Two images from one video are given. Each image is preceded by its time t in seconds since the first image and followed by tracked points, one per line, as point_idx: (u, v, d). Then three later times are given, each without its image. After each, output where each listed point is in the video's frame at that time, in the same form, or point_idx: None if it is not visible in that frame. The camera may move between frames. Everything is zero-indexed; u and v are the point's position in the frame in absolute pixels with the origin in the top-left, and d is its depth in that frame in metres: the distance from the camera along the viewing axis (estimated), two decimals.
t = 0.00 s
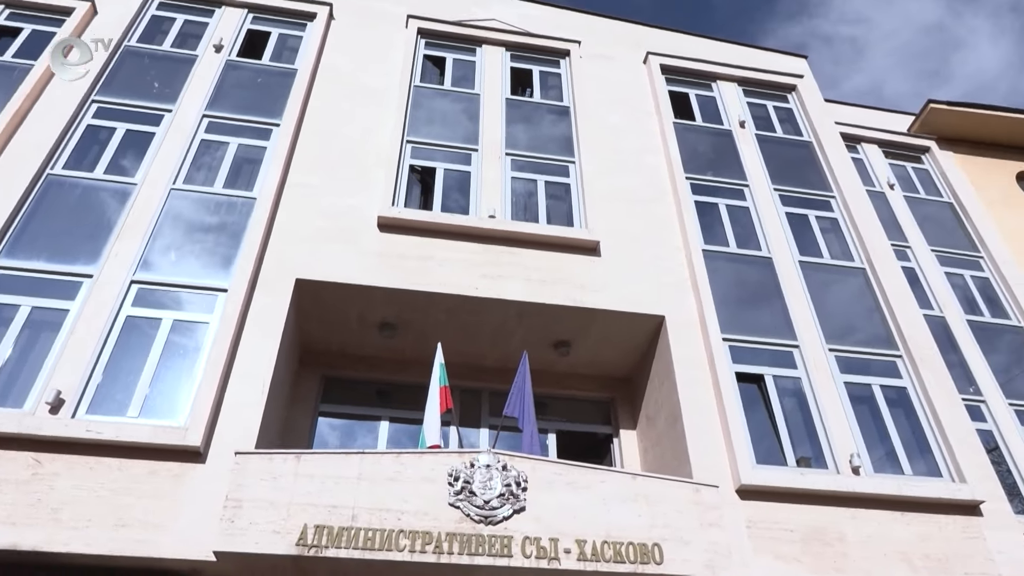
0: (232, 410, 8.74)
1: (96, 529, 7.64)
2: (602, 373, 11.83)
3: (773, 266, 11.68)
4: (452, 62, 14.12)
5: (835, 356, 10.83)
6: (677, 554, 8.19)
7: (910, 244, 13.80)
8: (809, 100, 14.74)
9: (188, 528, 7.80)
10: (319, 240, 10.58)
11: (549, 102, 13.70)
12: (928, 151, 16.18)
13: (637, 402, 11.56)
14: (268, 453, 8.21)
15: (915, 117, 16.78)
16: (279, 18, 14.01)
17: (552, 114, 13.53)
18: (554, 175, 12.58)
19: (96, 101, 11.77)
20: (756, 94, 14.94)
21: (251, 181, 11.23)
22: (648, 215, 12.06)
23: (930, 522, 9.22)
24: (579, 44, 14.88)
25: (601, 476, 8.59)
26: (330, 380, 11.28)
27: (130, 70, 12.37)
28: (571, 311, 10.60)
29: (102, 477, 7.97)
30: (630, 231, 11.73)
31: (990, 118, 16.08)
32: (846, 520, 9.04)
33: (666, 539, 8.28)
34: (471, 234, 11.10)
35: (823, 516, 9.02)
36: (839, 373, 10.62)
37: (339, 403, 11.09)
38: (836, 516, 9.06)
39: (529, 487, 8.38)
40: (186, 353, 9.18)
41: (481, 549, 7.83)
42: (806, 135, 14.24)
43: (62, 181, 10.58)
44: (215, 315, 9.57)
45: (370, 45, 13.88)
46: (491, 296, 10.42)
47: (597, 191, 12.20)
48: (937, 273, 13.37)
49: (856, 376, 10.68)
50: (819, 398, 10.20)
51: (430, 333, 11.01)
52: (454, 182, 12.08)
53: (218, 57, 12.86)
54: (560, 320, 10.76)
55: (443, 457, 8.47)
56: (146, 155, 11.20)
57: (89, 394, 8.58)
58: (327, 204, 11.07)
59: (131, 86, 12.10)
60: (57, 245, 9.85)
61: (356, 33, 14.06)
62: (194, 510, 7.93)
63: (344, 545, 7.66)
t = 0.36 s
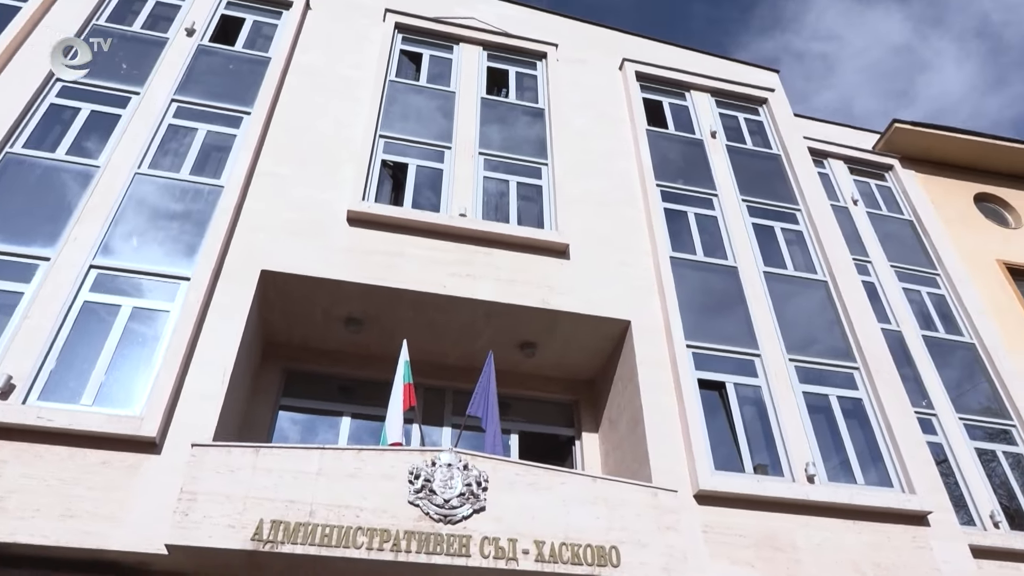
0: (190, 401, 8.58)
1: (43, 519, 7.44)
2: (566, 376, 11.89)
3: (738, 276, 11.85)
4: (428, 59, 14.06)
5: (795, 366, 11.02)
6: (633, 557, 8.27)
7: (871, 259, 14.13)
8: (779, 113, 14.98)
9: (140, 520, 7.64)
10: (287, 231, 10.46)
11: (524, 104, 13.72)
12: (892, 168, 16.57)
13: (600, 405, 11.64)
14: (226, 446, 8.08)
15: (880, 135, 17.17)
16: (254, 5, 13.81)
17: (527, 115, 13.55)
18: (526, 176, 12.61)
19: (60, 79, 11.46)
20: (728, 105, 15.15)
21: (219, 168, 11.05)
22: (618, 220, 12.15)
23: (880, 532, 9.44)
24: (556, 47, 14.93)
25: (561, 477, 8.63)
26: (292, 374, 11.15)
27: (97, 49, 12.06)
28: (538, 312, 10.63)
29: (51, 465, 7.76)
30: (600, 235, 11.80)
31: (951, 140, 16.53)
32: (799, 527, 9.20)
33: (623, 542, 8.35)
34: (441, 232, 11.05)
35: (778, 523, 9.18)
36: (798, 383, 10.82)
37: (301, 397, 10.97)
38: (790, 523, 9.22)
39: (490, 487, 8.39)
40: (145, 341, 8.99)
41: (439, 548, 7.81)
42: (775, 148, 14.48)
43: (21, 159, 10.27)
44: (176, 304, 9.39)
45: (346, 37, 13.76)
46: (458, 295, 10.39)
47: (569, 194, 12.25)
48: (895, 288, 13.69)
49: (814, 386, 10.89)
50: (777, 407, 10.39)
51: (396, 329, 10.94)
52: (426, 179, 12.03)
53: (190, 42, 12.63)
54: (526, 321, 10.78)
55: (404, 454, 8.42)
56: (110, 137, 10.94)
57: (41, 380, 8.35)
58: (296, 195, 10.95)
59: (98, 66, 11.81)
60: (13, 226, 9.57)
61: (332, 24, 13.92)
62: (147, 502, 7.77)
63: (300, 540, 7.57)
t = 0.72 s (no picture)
0: (148, 391, 8.41)
1: None
2: (532, 377, 11.92)
3: (705, 283, 12.00)
4: (404, 55, 13.98)
5: (757, 374, 11.19)
6: (592, 559, 8.33)
7: (834, 271, 14.42)
8: (750, 125, 15.22)
9: (92, 513, 7.46)
10: (254, 222, 10.31)
11: (499, 104, 13.72)
12: (857, 183, 16.93)
13: (564, 407, 11.70)
14: (184, 439, 7.93)
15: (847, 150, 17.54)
16: None
17: (501, 116, 13.55)
18: (499, 176, 12.61)
19: (24, 57, 11.13)
20: (701, 115, 15.34)
21: (186, 156, 10.85)
22: (589, 224, 12.22)
23: (833, 538, 9.64)
24: (533, 49, 14.97)
25: (524, 479, 8.64)
26: (255, 367, 10.99)
27: (64, 28, 11.74)
28: (505, 313, 10.63)
29: None
30: (570, 238, 11.85)
31: (914, 158, 16.95)
32: (755, 533, 9.35)
33: (582, 544, 8.40)
34: (412, 229, 11.00)
35: (735, 528, 9.31)
36: (759, 390, 10.99)
37: (263, 391, 10.81)
38: (746, 528, 9.36)
39: (452, 486, 8.37)
40: (103, 330, 8.79)
41: (398, 547, 7.76)
42: (744, 159, 14.70)
43: None
44: (137, 292, 9.20)
45: (322, 29, 13.61)
46: (426, 293, 10.35)
47: (541, 196, 12.28)
48: (856, 301, 14.00)
49: (775, 395, 11.07)
50: (739, 414, 10.54)
51: (362, 325, 10.86)
52: (397, 175, 11.96)
53: (160, 26, 12.37)
54: (494, 321, 10.78)
55: (366, 452, 8.36)
56: (74, 119, 10.67)
57: None
58: (265, 186, 10.80)
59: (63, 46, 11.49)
60: None
61: (308, 14, 13.76)
62: (100, 494, 7.59)
63: (257, 537, 7.46)
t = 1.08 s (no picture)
0: (114, 384, 8.26)
1: None
2: (505, 378, 11.92)
3: (679, 289, 12.11)
4: (386, 51, 13.91)
5: (728, 380, 11.31)
6: (560, 561, 8.35)
7: (806, 281, 14.62)
8: (728, 134, 15.38)
9: (52, 506, 7.31)
10: (229, 215, 10.18)
11: (479, 104, 13.71)
12: (830, 195, 17.20)
13: (537, 409, 11.73)
14: (150, 432, 7.80)
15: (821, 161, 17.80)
16: None
17: (482, 115, 13.54)
18: (478, 176, 12.59)
19: None
20: (680, 122, 15.48)
21: (160, 145, 10.69)
22: (566, 227, 12.26)
23: (798, 544, 9.77)
24: (515, 50, 14.98)
25: (494, 479, 8.64)
26: (225, 361, 10.85)
27: (37, 11, 11.47)
28: (480, 313, 10.63)
29: None
30: (547, 241, 11.88)
31: (885, 172, 17.26)
32: (722, 537, 9.44)
33: (551, 546, 8.42)
34: (388, 226, 10.94)
35: (702, 532, 9.40)
36: (730, 396, 11.10)
37: (233, 386, 10.68)
38: (713, 532, 9.45)
39: (421, 485, 8.33)
40: (69, 319, 8.62)
41: (366, 546, 7.71)
42: (721, 167, 14.86)
43: None
44: (106, 282, 9.03)
45: (303, 22, 13.49)
46: (401, 291, 10.30)
47: (519, 198, 12.29)
48: (826, 310, 14.21)
49: (745, 401, 11.19)
50: (708, 419, 10.65)
51: (335, 322, 10.78)
52: (376, 172, 11.89)
53: (138, 12, 12.16)
54: (468, 321, 10.76)
55: (336, 449, 8.29)
56: (45, 103, 10.43)
57: None
58: (241, 178, 10.68)
59: (36, 28, 11.22)
60: None
61: (289, 6, 13.63)
62: (61, 488, 7.44)
63: (222, 533, 7.37)
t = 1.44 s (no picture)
0: (81, 375, 8.11)
1: None
2: (479, 379, 11.91)
3: (655, 294, 12.19)
4: (368, 46, 13.83)
5: (700, 386, 11.41)
6: (529, 563, 8.36)
7: (779, 289, 14.81)
8: (707, 141, 15.52)
9: (13, 498, 7.16)
10: (203, 206, 10.05)
11: (461, 103, 13.69)
12: (805, 205, 17.43)
13: (510, 410, 11.74)
14: (116, 425, 7.67)
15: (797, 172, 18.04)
16: None
17: (463, 115, 13.52)
18: (457, 175, 12.57)
19: None
20: (660, 128, 15.59)
21: (135, 134, 10.52)
22: (545, 229, 12.28)
23: (764, 549, 9.89)
24: (499, 50, 14.98)
25: (465, 480, 8.62)
26: (196, 355, 10.70)
27: None
28: (456, 312, 10.60)
29: None
30: (525, 242, 11.89)
31: (859, 184, 17.55)
32: (690, 541, 9.52)
33: (520, 547, 8.43)
34: (366, 223, 10.87)
35: (671, 536, 9.47)
36: (702, 402, 11.20)
37: (203, 379, 10.53)
38: (681, 536, 9.53)
39: (392, 484, 8.29)
40: (36, 308, 8.44)
41: (334, 544, 7.66)
42: (699, 174, 14.99)
43: None
44: (75, 271, 8.87)
45: (285, 14, 13.37)
46: (378, 288, 10.25)
47: (499, 198, 12.29)
48: (798, 319, 14.41)
49: (716, 407, 11.30)
50: (680, 423, 10.73)
51: (309, 317, 10.69)
52: (354, 167, 11.81)
53: None
54: (444, 321, 10.74)
55: (307, 446, 8.22)
56: (17, 86, 10.20)
57: None
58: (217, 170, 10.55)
59: (9, 8, 10.96)
60: None
61: None
62: (23, 480, 7.28)
63: (188, 529, 7.27)
